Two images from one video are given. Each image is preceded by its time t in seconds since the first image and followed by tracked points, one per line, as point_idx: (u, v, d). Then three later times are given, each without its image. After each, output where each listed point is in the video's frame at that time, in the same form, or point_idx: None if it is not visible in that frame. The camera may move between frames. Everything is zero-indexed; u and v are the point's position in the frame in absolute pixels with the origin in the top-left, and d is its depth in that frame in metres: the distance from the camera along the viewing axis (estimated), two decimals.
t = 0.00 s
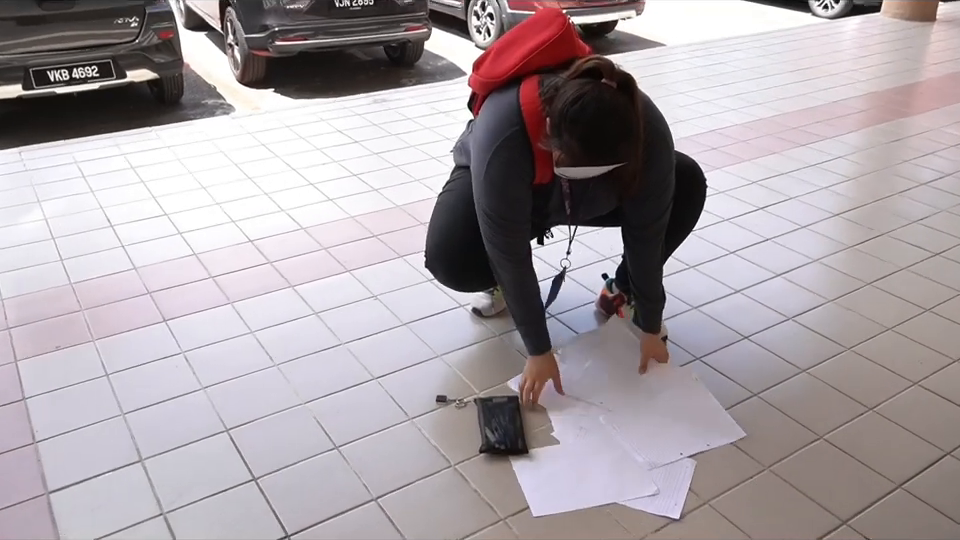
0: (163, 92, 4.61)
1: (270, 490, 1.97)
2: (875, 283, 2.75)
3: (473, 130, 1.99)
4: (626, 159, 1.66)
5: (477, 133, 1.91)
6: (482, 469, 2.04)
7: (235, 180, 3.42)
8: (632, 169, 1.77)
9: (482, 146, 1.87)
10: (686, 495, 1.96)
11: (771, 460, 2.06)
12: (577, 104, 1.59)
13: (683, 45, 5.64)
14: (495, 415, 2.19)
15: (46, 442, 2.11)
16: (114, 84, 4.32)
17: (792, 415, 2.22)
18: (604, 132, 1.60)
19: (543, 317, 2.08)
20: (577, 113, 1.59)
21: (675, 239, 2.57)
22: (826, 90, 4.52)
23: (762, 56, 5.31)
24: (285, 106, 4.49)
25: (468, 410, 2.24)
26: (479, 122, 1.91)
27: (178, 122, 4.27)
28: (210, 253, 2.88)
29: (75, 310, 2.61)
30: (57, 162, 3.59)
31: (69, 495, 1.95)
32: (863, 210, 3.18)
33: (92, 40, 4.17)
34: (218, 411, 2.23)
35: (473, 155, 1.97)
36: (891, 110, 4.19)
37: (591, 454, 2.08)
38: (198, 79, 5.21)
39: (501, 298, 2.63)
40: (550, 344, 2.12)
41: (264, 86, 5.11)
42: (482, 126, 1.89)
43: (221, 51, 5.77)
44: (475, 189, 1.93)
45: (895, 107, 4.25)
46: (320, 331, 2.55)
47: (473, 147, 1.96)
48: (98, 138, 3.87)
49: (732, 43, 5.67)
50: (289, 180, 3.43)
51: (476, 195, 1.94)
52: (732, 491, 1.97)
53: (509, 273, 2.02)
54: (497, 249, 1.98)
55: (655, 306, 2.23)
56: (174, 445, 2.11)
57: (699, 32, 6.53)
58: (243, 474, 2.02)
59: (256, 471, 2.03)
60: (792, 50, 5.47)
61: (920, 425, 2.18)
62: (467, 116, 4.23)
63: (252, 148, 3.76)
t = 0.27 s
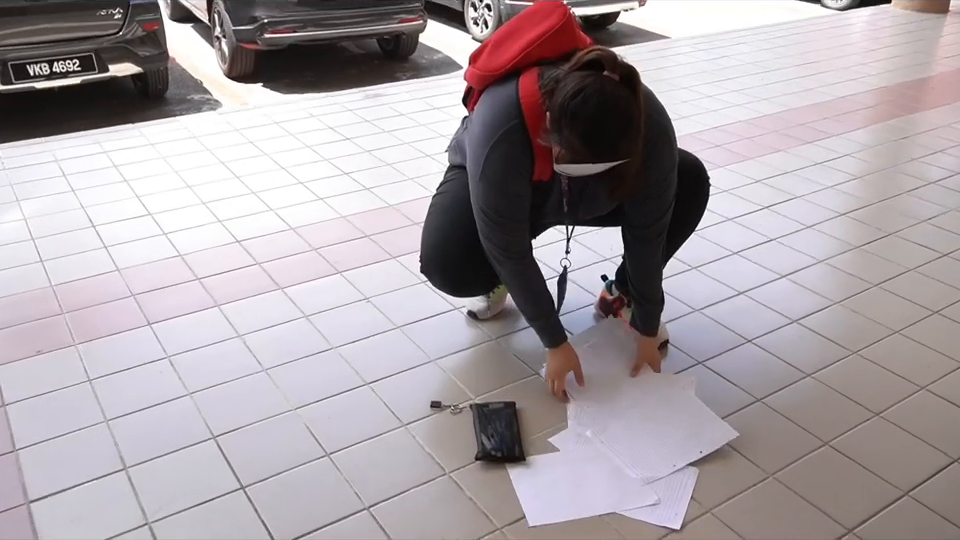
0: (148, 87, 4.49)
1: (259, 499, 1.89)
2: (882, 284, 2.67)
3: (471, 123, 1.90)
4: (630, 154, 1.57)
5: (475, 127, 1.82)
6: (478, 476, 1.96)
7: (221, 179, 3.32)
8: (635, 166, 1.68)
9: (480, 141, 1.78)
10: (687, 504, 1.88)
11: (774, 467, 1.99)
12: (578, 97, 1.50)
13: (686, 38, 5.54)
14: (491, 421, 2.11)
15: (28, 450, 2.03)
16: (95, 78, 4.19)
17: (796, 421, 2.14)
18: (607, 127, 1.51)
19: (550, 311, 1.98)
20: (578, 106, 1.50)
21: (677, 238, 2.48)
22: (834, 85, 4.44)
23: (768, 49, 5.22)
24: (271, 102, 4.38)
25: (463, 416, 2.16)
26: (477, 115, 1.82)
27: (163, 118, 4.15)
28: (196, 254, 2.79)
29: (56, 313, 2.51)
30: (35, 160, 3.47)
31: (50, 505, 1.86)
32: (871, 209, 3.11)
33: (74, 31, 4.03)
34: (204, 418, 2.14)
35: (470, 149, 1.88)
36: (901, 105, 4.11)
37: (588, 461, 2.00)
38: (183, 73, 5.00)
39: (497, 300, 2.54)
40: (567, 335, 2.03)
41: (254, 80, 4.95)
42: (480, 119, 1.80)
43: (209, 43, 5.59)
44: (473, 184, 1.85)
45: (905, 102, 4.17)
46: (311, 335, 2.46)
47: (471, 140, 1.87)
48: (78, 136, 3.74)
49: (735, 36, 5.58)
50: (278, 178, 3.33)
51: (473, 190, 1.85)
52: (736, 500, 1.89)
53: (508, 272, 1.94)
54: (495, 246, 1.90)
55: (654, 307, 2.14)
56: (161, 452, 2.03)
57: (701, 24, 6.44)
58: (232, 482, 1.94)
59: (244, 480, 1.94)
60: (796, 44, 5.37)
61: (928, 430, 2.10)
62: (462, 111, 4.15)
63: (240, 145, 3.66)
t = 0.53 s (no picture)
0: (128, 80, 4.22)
1: (246, 512, 1.77)
2: (900, 286, 2.55)
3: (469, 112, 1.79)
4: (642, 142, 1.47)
5: (474, 115, 1.71)
6: (478, 487, 1.84)
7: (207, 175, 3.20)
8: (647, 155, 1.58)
9: (479, 130, 1.67)
10: (696, 514, 1.77)
11: (787, 477, 1.87)
12: (588, 82, 1.40)
13: (695, 28, 5.41)
14: (491, 429, 1.98)
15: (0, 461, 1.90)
16: (74, 69, 3.90)
17: (810, 427, 2.02)
18: (619, 114, 1.41)
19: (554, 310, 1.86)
20: (588, 92, 1.40)
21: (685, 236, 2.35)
22: (848, 77, 4.32)
23: (779, 40, 5.08)
24: (261, 95, 4.25)
25: (460, 422, 2.03)
26: (476, 103, 1.71)
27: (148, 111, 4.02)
28: (181, 253, 2.68)
29: (33, 315, 2.38)
30: (13, 155, 3.35)
31: (23, 520, 1.75)
32: (887, 207, 2.99)
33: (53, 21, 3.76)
34: (188, 424, 2.01)
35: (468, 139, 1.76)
36: (917, 99, 4.00)
37: (590, 470, 1.88)
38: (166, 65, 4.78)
39: (497, 301, 2.41)
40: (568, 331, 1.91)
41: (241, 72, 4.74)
42: (479, 107, 1.68)
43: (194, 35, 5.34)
44: (471, 176, 1.73)
45: (921, 95, 4.05)
46: (302, 336, 2.32)
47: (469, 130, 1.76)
48: (60, 130, 3.63)
49: (744, 26, 5.45)
50: (267, 175, 3.22)
51: (471, 182, 1.74)
52: (748, 512, 1.78)
53: (507, 269, 1.82)
54: (493, 241, 1.79)
55: (663, 306, 2.03)
56: (143, 462, 1.90)
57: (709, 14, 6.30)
58: (218, 493, 1.82)
59: (232, 490, 1.82)
60: (808, 34, 5.24)
61: (950, 439, 1.99)
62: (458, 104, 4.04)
63: (224, 139, 3.55)
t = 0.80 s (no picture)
0: (121, 74, 4.15)
1: (242, 517, 1.70)
2: (914, 287, 2.48)
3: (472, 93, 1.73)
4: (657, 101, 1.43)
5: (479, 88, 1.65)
6: (479, 493, 1.77)
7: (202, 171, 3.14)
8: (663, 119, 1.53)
9: (485, 100, 1.61)
10: (703, 520, 1.70)
11: (796, 481, 1.81)
12: (604, 37, 1.36)
13: (704, 20, 5.33)
14: (493, 433, 1.91)
15: None
16: (65, 63, 3.84)
17: (820, 430, 1.96)
18: (633, 71, 1.38)
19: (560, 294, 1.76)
20: (603, 47, 1.36)
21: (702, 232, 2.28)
22: (861, 70, 4.25)
23: (790, 32, 5.00)
24: (257, 89, 4.19)
25: (462, 426, 1.96)
26: (481, 77, 1.65)
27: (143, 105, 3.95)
28: (175, 252, 2.62)
29: (22, 315, 2.32)
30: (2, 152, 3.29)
31: (10, 526, 1.68)
32: (900, 204, 2.93)
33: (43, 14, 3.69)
34: (182, 427, 1.95)
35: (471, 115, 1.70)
36: (931, 94, 3.93)
37: (592, 475, 1.82)
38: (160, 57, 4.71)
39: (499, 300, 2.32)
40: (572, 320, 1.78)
41: (237, 65, 4.68)
42: (485, 79, 1.63)
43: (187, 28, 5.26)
44: (474, 149, 1.66)
45: (935, 90, 3.98)
46: (299, 338, 2.25)
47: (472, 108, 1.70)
48: (48, 126, 3.57)
49: (754, 18, 5.36)
50: (262, 171, 3.15)
51: (474, 157, 1.67)
52: (755, 517, 1.71)
53: (508, 254, 1.73)
54: (494, 221, 1.71)
55: (724, 273, 1.94)
56: (135, 466, 1.83)
57: (719, 7, 6.21)
58: (212, 498, 1.75)
59: (227, 496, 1.76)
60: (820, 26, 5.16)
61: None
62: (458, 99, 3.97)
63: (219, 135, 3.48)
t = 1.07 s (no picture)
0: (112, 67, 4.08)
1: (236, 525, 1.63)
2: (928, 286, 2.41)
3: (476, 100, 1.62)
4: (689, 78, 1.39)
5: (490, 89, 1.54)
6: (479, 500, 1.70)
7: (195, 168, 3.08)
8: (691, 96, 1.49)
9: (500, 99, 1.51)
10: (710, 526, 1.63)
11: (808, 488, 1.73)
12: (637, 15, 1.31)
13: (712, 13, 5.25)
14: (494, 436, 1.84)
15: None
16: (53, 55, 3.78)
17: (833, 434, 1.88)
18: (667, 48, 1.33)
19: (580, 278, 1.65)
20: (638, 21, 1.31)
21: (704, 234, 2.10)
22: (872, 65, 4.17)
23: (799, 26, 4.93)
24: (252, 83, 4.12)
25: (462, 430, 1.88)
26: (491, 79, 1.55)
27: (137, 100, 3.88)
28: (167, 250, 2.55)
29: (10, 316, 2.25)
30: None
31: None
32: (914, 202, 2.86)
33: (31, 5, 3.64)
34: (174, 430, 1.87)
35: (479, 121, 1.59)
36: (944, 88, 3.86)
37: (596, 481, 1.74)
38: (152, 50, 4.64)
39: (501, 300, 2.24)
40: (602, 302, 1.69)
41: (231, 58, 4.61)
42: (497, 81, 1.53)
43: (179, 21, 5.19)
44: (486, 154, 1.55)
45: (948, 84, 3.91)
46: (296, 339, 2.18)
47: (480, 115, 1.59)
48: (38, 121, 3.50)
49: (763, 11, 5.28)
50: (257, 167, 3.09)
51: (487, 162, 1.55)
52: (767, 526, 1.64)
53: (527, 262, 1.62)
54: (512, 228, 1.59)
55: (769, 237, 1.84)
56: (125, 471, 1.76)
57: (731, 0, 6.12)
58: (205, 504, 1.68)
59: (220, 501, 1.69)
60: (829, 19, 5.08)
61: None
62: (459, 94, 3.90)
63: (213, 131, 3.42)
